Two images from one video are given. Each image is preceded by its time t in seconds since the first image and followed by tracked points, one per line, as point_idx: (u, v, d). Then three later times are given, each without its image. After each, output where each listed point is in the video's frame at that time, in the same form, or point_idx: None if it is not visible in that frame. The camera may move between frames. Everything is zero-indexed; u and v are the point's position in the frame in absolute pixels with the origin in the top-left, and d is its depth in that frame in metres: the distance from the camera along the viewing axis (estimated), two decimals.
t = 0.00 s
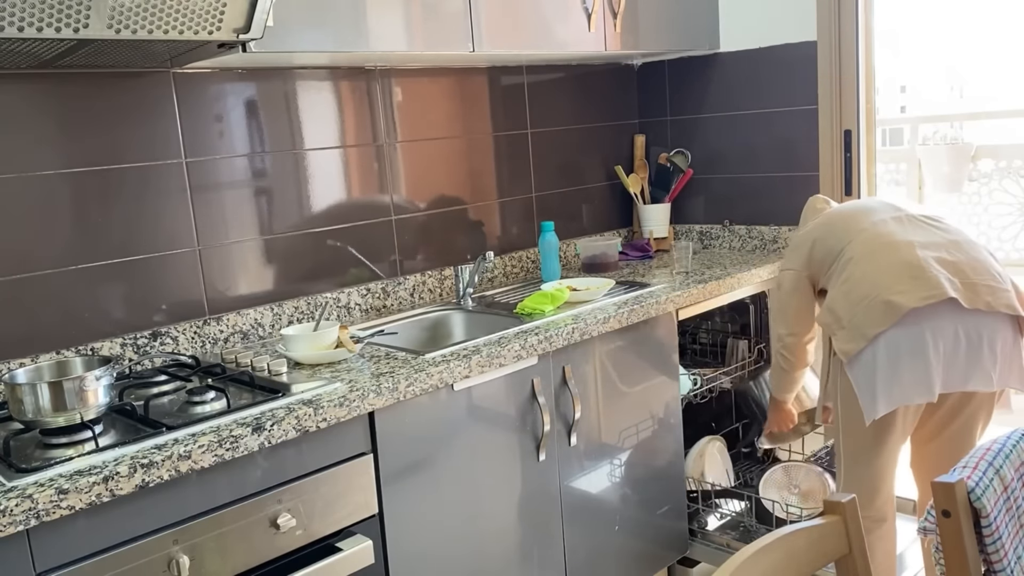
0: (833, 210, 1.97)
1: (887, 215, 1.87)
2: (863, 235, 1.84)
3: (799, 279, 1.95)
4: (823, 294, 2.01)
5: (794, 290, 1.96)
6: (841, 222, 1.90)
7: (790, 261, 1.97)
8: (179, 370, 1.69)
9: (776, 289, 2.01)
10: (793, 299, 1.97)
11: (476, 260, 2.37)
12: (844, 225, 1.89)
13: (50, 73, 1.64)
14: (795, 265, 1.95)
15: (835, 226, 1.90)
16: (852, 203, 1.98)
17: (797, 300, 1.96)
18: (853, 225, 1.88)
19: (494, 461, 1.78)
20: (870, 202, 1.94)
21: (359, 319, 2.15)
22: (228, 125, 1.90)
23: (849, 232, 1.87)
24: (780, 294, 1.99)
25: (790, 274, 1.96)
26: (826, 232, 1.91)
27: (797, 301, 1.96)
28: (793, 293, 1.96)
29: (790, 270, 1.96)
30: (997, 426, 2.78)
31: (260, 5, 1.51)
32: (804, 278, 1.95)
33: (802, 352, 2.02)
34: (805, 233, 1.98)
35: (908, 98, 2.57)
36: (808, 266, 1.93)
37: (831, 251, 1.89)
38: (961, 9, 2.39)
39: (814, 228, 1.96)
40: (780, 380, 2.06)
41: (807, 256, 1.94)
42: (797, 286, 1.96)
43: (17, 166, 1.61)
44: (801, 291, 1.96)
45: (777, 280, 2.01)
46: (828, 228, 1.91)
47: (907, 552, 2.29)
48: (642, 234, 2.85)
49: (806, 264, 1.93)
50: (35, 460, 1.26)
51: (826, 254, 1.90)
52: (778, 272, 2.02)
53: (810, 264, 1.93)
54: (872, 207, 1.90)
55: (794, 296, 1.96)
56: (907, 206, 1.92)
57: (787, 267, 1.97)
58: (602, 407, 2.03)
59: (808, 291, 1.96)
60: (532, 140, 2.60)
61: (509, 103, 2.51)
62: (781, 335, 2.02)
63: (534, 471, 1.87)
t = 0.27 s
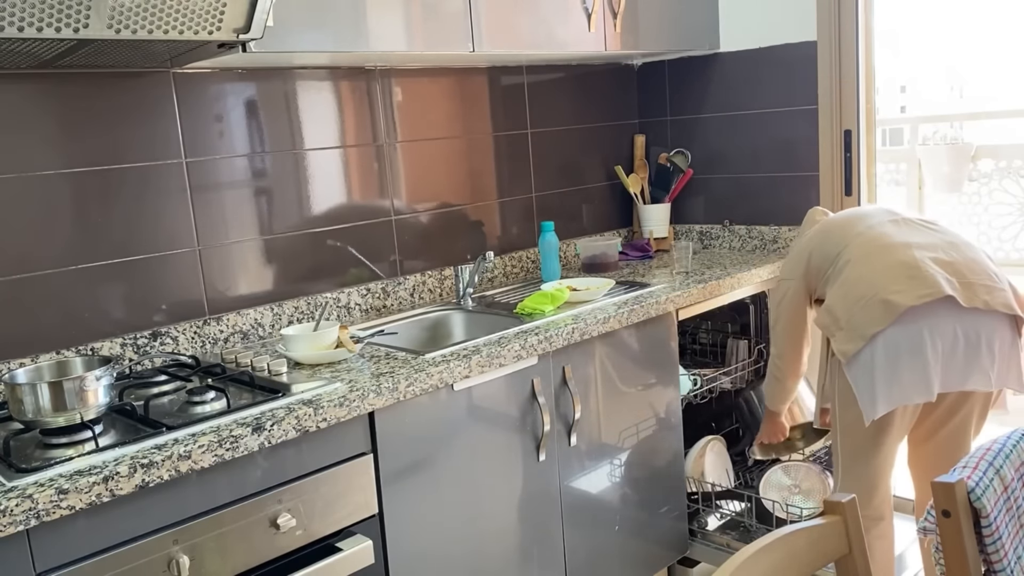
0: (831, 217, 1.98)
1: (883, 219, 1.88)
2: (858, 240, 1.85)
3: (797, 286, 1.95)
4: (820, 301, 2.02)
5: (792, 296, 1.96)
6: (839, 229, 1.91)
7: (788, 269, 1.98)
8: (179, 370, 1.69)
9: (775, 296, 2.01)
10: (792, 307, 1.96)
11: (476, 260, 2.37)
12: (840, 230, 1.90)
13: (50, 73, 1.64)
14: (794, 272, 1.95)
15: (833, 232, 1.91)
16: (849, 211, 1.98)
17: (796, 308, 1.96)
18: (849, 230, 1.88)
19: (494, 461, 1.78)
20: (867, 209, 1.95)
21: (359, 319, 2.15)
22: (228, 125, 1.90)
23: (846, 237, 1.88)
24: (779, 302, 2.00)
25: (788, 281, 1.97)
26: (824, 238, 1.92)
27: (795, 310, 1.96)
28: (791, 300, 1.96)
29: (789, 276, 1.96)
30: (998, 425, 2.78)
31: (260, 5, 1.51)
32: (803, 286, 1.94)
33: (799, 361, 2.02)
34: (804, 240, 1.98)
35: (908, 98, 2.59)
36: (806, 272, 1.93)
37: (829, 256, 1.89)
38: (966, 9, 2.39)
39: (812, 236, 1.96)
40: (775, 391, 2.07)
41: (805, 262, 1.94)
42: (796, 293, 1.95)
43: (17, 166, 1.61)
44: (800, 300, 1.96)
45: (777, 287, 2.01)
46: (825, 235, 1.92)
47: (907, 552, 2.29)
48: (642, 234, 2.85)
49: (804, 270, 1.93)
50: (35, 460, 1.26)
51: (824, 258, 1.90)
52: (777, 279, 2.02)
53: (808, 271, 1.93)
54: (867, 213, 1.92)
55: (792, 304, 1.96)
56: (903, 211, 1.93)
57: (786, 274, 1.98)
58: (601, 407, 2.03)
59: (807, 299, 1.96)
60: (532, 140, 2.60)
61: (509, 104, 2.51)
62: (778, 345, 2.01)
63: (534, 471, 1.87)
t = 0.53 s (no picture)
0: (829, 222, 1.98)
1: (883, 222, 1.88)
2: (859, 243, 1.84)
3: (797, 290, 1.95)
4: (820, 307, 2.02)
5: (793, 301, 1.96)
6: (838, 232, 1.90)
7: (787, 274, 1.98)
8: (179, 370, 1.69)
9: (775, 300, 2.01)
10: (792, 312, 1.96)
11: (476, 259, 2.37)
12: (840, 234, 1.90)
13: (49, 73, 1.64)
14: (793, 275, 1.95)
15: (833, 235, 1.91)
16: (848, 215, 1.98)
17: (797, 312, 1.96)
18: (848, 233, 1.89)
19: (495, 461, 1.78)
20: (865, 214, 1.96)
21: (359, 319, 2.16)
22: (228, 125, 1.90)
23: (846, 240, 1.87)
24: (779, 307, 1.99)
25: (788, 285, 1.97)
26: (823, 242, 1.92)
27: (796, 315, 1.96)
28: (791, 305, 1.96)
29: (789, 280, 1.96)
30: (998, 425, 2.78)
31: (260, 5, 1.51)
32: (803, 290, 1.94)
33: (803, 369, 2.01)
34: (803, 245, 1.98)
35: (908, 97, 2.58)
36: (806, 275, 1.93)
37: (829, 259, 1.89)
38: (968, 8, 2.38)
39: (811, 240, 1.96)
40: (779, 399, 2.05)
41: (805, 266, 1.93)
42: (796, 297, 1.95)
43: (17, 166, 1.61)
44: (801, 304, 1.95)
45: (778, 292, 2.01)
46: (825, 239, 1.92)
47: (907, 552, 2.29)
48: (642, 234, 2.85)
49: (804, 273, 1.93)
50: (35, 460, 1.26)
51: (823, 261, 1.90)
52: (777, 284, 2.02)
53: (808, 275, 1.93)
54: (868, 216, 1.91)
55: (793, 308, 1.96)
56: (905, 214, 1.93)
57: (785, 279, 1.98)
58: (602, 407, 2.03)
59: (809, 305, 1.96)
60: (532, 140, 2.60)
61: (509, 104, 2.51)
62: (780, 351, 2.01)
63: (534, 471, 1.87)
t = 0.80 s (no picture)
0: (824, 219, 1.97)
1: (886, 222, 1.88)
2: (863, 244, 1.84)
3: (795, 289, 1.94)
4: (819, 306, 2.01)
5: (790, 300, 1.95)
6: (838, 231, 1.90)
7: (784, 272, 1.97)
8: (179, 370, 1.70)
9: (771, 298, 2.00)
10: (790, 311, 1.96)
11: (476, 259, 2.37)
12: (842, 232, 1.89)
13: (49, 73, 1.64)
14: (790, 273, 1.94)
15: (832, 234, 1.90)
16: (843, 212, 1.98)
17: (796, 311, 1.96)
18: (853, 231, 1.88)
19: (494, 461, 1.78)
20: (859, 211, 1.96)
21: (359, 319, 2.16)
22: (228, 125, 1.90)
23: (848, 240, 1.87)
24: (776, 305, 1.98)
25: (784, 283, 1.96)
26: (822, 241, 1.91)
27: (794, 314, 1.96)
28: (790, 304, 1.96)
29: (785, 278, 1.95)
30: (998, 425, 2.78)
31: (260, 5, 1.51)
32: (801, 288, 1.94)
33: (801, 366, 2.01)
34: (799, 242, 1.97)
35: (908, 98, 2.56)
36: (804, 274, 1.93)
37: (829, 259, 1.89)
38: (958, 8, 2.38)
39: (808, 237, 1.96)
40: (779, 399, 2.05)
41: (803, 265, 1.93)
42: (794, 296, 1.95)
43: (17, 166, 1.61)
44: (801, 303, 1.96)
45: (772, 289, 2.01)
46: (823, 238, 1.92)
47: (907, 552, 2.30)
48: (642, 234, 2.85)
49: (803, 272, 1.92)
50: (35, 460, 1.26)
51: (824, 261, 1.89)
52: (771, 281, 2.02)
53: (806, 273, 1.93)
54: (871, 215, 1.91)
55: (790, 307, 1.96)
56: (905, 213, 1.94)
57: (781, 276, 1.97)
58: (601, 407, 2.03)
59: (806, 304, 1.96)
60: (532, 140, 2.60)
61: (509, 104, 2.51)
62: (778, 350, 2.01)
63: (534, 471, 1.87)
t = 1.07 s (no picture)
0: (819, 204, 1.95)
1: (891, 216, 1.86)
2: (868, 235, 1.83)
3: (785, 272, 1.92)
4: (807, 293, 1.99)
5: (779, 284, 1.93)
6: (839, 219, 1.88)
7: (774, 254, 1.94)
8: (179, 370, 1.70)
9: (754, 282, 1.98)
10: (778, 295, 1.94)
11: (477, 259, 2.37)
12: (846, 223, 1.87)
13: (49, 73, 1.64)
14: (783, 258, 1.92)
15: (832, 221, 1.88)
16: (840, 199, 1.96)
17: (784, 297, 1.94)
18: (860, 223, 1.86)
19: (495, 461, 1.78)
20: (856, 198, 1.94)
21: (359, 319, 2.16)
22: (229, 125, 1.90)
23: (851, 230, 1.85)
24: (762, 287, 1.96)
25: (774, 266, 1.93)
26: (821, 226, 1.89)
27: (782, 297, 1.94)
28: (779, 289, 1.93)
29: (776, 262, 1.93)
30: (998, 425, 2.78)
31: (260, 5, 1.51)
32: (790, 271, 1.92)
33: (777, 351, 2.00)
34: (793, 225, 1.95)
35: (908, 97, 2.59)
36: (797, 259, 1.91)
37: (828, 247, 1.87)
38: (966, 9, 2.42)
39: (803, 221, 1.93)
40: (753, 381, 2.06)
41: (796, 248, 1.91)
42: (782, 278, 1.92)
43: (17, 166, 1.61)
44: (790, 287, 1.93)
45: (756, 272, 1.98)
46: (821, 223, 1.89)
47: (908, 552, 2.30)
48: (642, 234, 2.85)
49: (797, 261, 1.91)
50: (35, 460, 1.26)
51: (823, 249, 1.87)
52: (757, 264, 1.99)
53: (799, 257, 1.91)
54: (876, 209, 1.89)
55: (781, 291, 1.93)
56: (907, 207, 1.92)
57: (772, 259, 1.94)
58: (601, 407, 2.03)
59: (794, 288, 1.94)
60: (532, 140, 2.60)
61: (509, 103, 2.51)
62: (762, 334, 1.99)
63: (534, 471, 1.87)
